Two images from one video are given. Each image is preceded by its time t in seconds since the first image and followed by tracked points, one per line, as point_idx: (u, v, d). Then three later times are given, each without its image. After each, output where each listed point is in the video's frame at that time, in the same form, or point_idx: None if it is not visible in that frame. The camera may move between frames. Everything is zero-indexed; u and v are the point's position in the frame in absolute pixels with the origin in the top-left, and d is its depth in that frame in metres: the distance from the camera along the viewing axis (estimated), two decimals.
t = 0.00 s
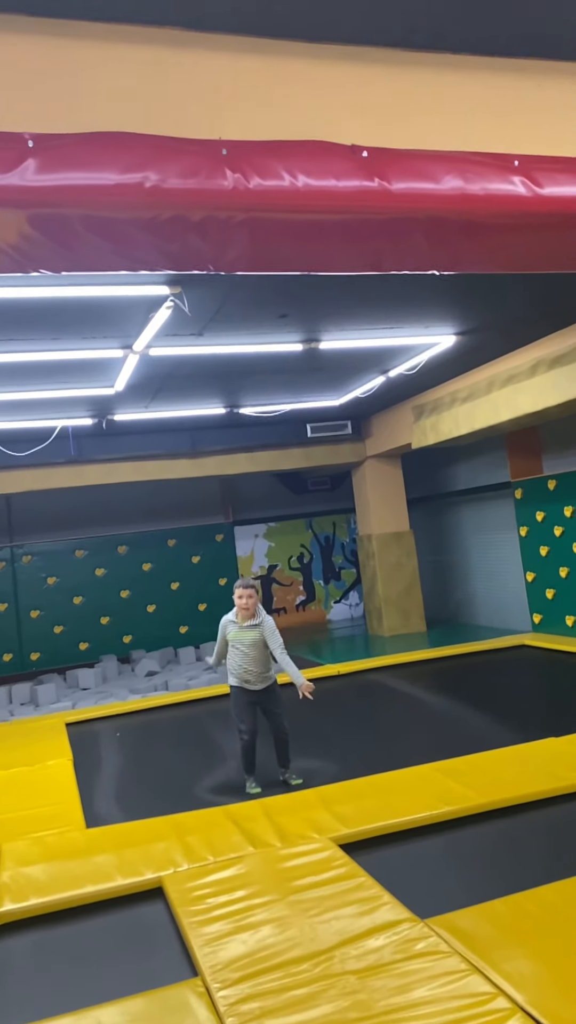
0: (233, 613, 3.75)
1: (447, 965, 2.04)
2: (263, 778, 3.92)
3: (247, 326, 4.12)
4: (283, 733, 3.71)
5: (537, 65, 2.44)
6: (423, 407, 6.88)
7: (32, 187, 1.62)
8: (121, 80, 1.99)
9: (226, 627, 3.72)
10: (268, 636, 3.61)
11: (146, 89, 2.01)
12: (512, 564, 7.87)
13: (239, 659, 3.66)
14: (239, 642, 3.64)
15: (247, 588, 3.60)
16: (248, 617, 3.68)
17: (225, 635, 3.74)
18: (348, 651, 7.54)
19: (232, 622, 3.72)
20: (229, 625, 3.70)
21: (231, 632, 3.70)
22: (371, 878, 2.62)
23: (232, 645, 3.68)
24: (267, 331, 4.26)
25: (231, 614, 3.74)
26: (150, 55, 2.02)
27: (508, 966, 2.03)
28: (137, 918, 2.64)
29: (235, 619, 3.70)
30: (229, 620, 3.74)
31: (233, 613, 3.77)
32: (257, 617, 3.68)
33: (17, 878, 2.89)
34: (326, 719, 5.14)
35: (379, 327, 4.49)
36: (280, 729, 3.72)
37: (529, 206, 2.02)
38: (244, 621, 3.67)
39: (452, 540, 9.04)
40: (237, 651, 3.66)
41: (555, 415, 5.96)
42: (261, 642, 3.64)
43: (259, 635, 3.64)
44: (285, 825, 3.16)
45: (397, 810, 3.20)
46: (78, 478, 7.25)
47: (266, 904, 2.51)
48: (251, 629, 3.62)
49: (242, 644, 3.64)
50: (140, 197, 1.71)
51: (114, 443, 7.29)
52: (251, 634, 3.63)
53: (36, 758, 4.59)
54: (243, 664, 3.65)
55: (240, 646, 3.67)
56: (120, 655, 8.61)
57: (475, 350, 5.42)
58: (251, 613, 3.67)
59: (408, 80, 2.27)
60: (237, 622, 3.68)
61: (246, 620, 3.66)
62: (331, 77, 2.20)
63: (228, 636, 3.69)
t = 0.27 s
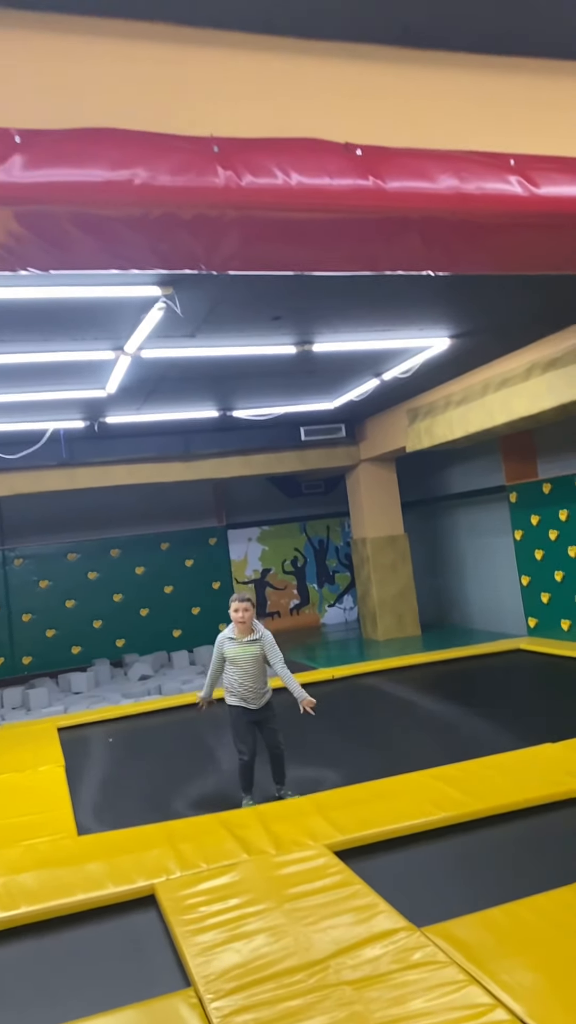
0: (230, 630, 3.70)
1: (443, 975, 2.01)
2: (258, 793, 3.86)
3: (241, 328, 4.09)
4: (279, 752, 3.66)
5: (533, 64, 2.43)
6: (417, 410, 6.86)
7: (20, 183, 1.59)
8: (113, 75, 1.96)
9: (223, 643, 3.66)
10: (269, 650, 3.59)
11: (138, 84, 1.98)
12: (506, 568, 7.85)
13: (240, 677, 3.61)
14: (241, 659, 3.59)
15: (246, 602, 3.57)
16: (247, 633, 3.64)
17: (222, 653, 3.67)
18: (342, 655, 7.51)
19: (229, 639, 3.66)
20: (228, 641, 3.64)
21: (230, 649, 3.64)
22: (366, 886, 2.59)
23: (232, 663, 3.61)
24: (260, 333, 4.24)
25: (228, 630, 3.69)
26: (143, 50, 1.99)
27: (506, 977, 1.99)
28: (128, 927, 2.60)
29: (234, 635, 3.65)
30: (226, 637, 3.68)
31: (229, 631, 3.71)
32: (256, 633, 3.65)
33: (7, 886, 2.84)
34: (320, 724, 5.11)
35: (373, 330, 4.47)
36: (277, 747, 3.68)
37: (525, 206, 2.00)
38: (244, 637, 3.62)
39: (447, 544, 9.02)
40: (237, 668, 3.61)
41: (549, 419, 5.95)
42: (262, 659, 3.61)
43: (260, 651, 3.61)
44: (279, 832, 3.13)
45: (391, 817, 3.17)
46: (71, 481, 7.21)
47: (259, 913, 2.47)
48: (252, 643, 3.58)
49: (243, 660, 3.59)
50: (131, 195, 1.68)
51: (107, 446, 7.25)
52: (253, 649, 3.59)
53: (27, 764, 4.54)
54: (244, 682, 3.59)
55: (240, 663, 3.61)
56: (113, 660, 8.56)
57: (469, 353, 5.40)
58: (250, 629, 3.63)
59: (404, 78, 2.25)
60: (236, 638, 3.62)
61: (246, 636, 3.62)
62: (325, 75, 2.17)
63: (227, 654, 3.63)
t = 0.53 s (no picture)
0: (219, 635, 3.63)
1: (435, 970, 2.00)
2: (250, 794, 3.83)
3: (228, 319, 4.05)
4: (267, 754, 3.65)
5: (524, 47, 2.39)
6: (406, 403, 6.84)
7: None
8: (94, 57, 1.91)
9: (215, 649, 3.59)
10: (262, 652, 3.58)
11: (119, 68, 1.93)
12: (496, 560, 7.86)
13: (235, 681, 3.56)
14: (236, 664, 3.55)
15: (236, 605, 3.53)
16: (238, 637, 3.59)
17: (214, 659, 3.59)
18: (332, 648, 7.50)
19: (221, 643, 3.60)
20: (220, 647, 3.58)
21: (223, 654, 3.58)
22: (357, 880, 2.58)
23: (226, 668, 3.56)
24: (248, 325, 4.20)
25: (217, 635, 3.62)
26: (126, 32, 1.94)
27: (499, 972, 1.98)
28: (118, 926, 2.57)
29: (226, 640, 3.59)
30: (216, 642, 3.61)
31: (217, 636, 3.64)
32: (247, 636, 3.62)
33: None
34: (311, 718, 5.10)
35: (361, 321, 4.44)
36: (266, 750, 3.66)
37: (516, 193, 1.97)
38: (238, 641, 3.58)
39: (436, 536, 9.03)
40: (232, 674, 3.56)
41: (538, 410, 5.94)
42: (256, 662, 3.58)
43: (254, 654, 3.58)
44: (270, 827, 3.11)
45: (382, 810, 3.16)
46: (58, 476, 7.15)
47: (250, 910, 2.45)
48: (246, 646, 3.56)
49: (238, 665, 3.55)
50: (114, 181, 1.64)
51: (93, 440, 7.19)
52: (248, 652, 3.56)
53: (15, 762, 4.50)
54: (240, 687, 3.56)
55: (235, 667, 3.56)
56: (102, 655, 8.52)
57: (458, 344, 5.38)
58: (242, 633, 3.59)
59: (391, 63, 2.21)
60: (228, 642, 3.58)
61: (239, 640, 3.58)
62: (312, 59, 2.13)
63: (220, 659, 3.57)
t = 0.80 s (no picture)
0: (203, 636, 3.59)
1: (421, 964, 1.99)
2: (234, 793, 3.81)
3: (209, 311, 4.01)
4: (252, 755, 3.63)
5: (508, 33, 2.35)
6: (388, 395, 6.83)
7: None
8: (69, 38, 1.85)
9: (201, 651, 3.55)
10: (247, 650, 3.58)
11: (95, 50, 1.88)
12: (478, 552, 7.88)
13: (224, 681, 3.53)
14: (223, 664, 3.52)
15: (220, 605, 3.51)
16: (223, 637, 3.56)
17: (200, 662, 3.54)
18: (316, 641, 7.50)
19: (206, 645, 3.56)
20: (206, 648, 3.54)
21: (210, 655, 3.54)
22: (342, 875, 2.56)
23: (215, 669, 3.52)
24: (228, 317, 4.16)
25: (202, 637, 3.58)
26: (101, 14, 1.89)
27: (485, 964, 1.98)
28: (101, 925, 2.54)
29: (212, 641, 3.55)
30: (201, 644, 3.57)
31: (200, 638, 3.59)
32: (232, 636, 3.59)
33: None
34: (295, 712, 5.09)
35: (343, 313, 4.41)
36: (250, 752, 3.64)
37: (499, 180, 1.95)
38: (223, 642, 3.55)
39: (419, 528, 9.03)
40: (220, 674, 3.53)
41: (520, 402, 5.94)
42: (242, 661, 3.57)
43: (240, 653, 3.56)
44: (254, 823, 3.09)
45: (367, 804, 3.15)
46: (38, 470, 7.07)
47: (235, 906, 2.43)
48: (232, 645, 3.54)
49: (226, 665, 3.53)
50: (89, 167, 1.61)
51: (73, 435, 7.11)
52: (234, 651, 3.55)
53: None
54: (229, 687, 3.53)
55: (223, 668, 3.53)
56: (84, 651, 8.46)
57: (440, 336, 5.36)
58: (226, 632, 3.56)
59: (374, 47, 2.17)
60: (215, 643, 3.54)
61: (224, 640, 3.55)
62: (293, 42, 2.08)
63: (208, 661, 3.53)
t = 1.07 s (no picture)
0: (196, 638, 3.56)
1: (415, 967, 1.97)
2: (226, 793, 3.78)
3: (200, 307, 3.97)
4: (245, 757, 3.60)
5: (503, 24, 2.32)
6: (381, 393, 6.81)
7: None
8: (57, 25, 1.81)
9: (195, 652, 3.52)
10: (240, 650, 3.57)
11: (84, 38, 1.84)
12: (471, 549, 7.87)
13: (220, 681, 3.51)
14: (218, 664, 3.50)
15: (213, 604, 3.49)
16: (215, 638, 3.54)
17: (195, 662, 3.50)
18: (309, 639, 7.48)
19: (199, 646, 3.53)
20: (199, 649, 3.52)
21: (204, 656, 3.52)
22: (336, 876, 2.54)
23: (210, 669, 3.50)
24: (220, 313, 4.12)
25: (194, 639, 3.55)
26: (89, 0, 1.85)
27: (480, 966, 1.96)
28: (92, 927, 2.52)
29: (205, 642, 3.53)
30: (194, 645, 3.54)
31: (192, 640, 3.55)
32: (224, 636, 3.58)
33: None
34: (287, 711, 5.06)
35: (336, 309, 4.38)
36: (243, 754, 3.61)
37: (494, 173, 1.93)
38: (217, 642, 3.52)
39: (411, 526, 9.02)
40: (216, 675, 3.50)
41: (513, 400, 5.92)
42: (236, 660, 3.56)
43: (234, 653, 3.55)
44: (247, 823, 3.06)
45: (361, 804, 3.13)
46: (29, 468, 7.03)
47: (227, 909, 2.41)
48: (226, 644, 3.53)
49: (220, 665, 3.51)
50: (78, 158, 1.57)
51: (64, 432, 7.06)
52: (228, 651, 3.53)
53: None
54: (223, 687, 3.51)
55: (219, 668, 3.51)
56: (76, 649, 8.42)
57: (433, 333, 5.34)
58: (219, 632, 3.54)
59: (368, 38, 2.14)
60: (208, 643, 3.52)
61: (217, 639, 3.53)
62: (286, 31, 2.05)
63: (202, 661, 3.50)
